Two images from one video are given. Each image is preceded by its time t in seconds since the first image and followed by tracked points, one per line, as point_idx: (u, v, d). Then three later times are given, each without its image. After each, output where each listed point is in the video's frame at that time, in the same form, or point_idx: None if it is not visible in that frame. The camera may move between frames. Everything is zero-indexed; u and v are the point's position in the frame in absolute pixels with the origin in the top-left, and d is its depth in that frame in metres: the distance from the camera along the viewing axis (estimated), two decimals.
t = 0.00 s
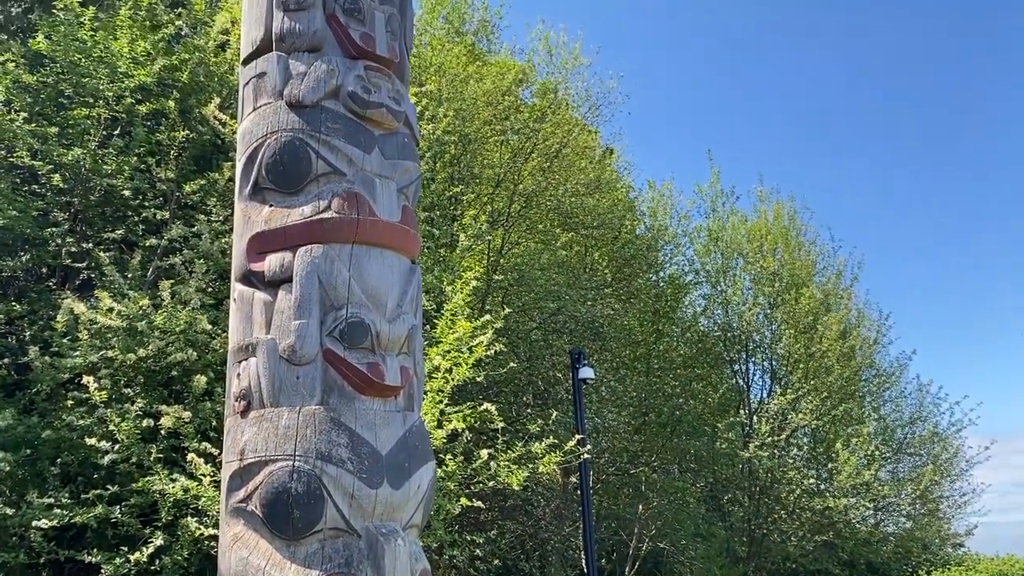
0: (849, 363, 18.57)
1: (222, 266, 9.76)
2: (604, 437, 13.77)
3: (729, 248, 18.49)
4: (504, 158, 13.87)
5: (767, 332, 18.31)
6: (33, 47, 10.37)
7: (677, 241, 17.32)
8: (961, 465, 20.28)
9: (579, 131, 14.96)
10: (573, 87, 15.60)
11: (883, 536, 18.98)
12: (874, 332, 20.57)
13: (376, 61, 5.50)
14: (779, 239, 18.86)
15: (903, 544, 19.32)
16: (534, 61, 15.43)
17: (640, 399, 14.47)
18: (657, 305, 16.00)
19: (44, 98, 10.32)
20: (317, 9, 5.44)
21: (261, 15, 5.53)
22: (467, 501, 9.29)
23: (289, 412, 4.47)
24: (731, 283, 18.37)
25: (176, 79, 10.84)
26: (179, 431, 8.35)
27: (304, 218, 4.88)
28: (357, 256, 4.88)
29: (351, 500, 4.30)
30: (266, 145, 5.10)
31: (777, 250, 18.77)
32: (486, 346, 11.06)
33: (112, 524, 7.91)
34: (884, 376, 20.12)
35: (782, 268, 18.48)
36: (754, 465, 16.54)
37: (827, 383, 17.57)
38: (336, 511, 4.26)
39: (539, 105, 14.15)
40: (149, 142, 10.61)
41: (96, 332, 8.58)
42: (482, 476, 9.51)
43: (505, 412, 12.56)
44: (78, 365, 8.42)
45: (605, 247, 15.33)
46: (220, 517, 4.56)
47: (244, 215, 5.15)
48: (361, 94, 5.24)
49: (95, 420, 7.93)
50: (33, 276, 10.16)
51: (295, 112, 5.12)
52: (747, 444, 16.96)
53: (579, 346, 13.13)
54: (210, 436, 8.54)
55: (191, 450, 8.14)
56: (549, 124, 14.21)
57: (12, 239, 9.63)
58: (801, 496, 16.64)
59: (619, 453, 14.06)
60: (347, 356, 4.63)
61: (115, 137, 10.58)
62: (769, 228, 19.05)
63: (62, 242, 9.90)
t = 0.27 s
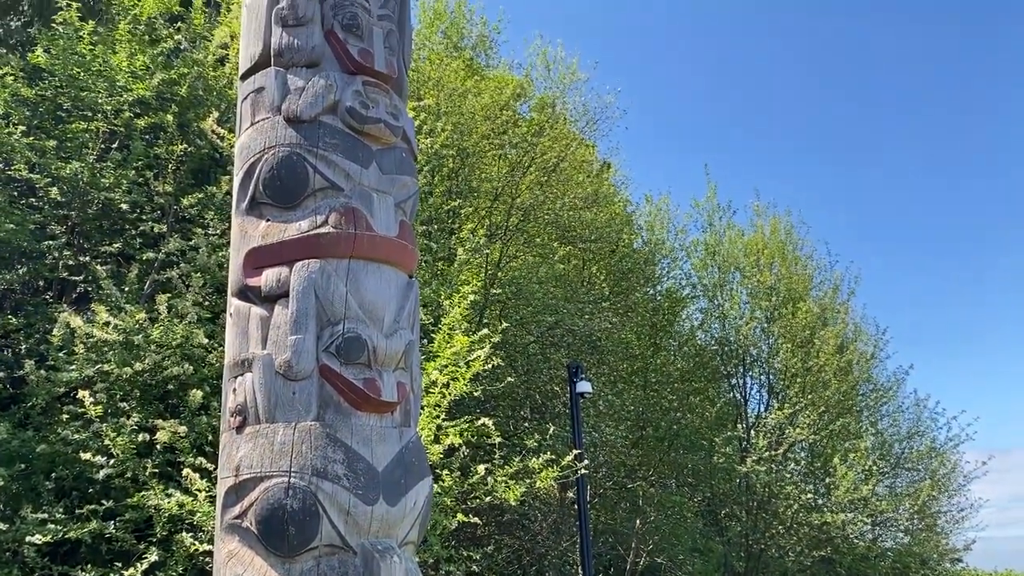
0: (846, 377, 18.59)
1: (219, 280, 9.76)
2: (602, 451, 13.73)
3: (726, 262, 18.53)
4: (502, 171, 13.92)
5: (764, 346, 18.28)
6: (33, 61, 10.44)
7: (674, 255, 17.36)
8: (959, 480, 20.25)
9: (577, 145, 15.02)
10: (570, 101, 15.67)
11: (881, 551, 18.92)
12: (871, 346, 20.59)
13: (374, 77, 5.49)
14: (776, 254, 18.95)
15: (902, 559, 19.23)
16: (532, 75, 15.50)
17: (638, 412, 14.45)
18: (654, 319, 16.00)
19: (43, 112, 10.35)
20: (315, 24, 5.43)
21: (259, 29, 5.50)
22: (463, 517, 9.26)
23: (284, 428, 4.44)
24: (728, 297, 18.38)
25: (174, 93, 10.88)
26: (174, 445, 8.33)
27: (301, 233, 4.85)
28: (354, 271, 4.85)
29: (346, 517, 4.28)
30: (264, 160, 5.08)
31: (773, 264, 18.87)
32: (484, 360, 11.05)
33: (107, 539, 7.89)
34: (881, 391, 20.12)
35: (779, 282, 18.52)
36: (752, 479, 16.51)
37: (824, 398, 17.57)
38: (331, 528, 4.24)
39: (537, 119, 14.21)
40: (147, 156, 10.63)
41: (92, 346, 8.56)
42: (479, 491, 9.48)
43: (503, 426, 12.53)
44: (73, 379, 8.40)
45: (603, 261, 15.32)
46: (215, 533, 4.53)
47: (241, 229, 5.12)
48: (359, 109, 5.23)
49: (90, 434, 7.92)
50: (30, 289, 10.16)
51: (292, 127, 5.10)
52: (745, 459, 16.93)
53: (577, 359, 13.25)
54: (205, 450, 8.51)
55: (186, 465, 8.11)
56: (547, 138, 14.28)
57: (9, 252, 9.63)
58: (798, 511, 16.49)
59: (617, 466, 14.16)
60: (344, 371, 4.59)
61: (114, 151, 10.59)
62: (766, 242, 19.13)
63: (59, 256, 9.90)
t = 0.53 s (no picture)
0: (844, 391, 18.57)
1: (215, 293, 9.75)
2: (599, 466, 13.69)
3: (723, 276, 18.63)
4: (499, 185, 13.98)
5: (761, 360, 18.24)
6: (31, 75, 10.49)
7: (671, 268, 17.39)
8: (956, 495, 20.23)
9: (574, 159, 15.07)
10: (567, 116, 15.74)
11: (879, 566, 18.86)
12: (868, 360, 20.61)
13: (371, 91, 5.47)
14: (773, 267, 19.03)
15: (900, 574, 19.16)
16: (529, 90, 15.57)
17: (635, 427, 14.38)
18: (651, 332, 16.01)
19: (40, 125, 10.38)
20: (312, 39, 5.40)
21: (256, 44, 5.48)
22: (460, 532, 9.21)
23: (279, 443, 4.41)
24: (725, 311, 18.42)
25: (172, 107, 10.91)
26: (169, 460, 8.29)
27: (297, 247, 4.83)
28: (350, 286, 4.82)
29: (341, 533, 4.25)
30: (260, 174, 5.06)
31: (770, 278, 18.95)
32: (481, 373, 11.03)
33: (100, 554, 7.84)
34: (878, 405, 20.12)
35: (775, 296, 18.57)
36: (750, 494, 16.46)
37: (821, 412, 17.55)
38: (326, 544, 4.21)
39: (534, 133, 14.35)
40: (144, 169, 10.64)
41: (87, 360, 8.53)
42: (476, 507, 9.44)
43: (499, 440, 12.50)
44: (68, 393, 8.37)
45: (600, 275, 15.33)
46: (210, 549, 4.50)
47: (237, 242, 5.09)
48: (356, 123, 5.22)
49: (85, 448, 7.88)
50: (25, 302, 10.15)
51: (289, 141, 5.09)
52: (742, 473, 16.89)
53: (575, 373, 13.28)
54: (200, 465, 8.48)
55: (181, 479, 8.07)
56: (544, 152, 14.33)
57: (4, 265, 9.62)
58: (795, 526, 16.42)
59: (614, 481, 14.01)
60: (339, 387, 4.56)
61: (110, 164, 10.60)
62: (762, 256, 19.23)
63: (55, 269, 9.89)
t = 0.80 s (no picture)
0: (841, 405, 18.54)
1: (212, 307, 9.74)
2: (597, 480, 13.78)
3: (720, 289, 18.62)
4: (497, 199, 14.00)
5: (758, 374, 18.25)
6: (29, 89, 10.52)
7: (668, 281, 17.39)
8: (954, 510, 20.21)
9: (571, 173, 15.10)
10: (564, 129, 15.77)
11: None
12: (865, 374, 20.61)
13: (369, 106, 5.47)
14: (769, 281, 19.07)
15: None
16: (526, 104, 15.62)
17: (633, 440, 14.30)
18: (648, 346, 16.00)
19: (38, 139, 10.40)
20: (311, 54, 5.39)
21: (255, 59, 5.48)
22: (457, 547, 9.17)
23: (275, 458, 4.38)
24: (722, 324, 18.43)
25: (170, 121, 10.94)
26: (165, 475, 8.26)
27: (294, 262, 4.81)
28: (347, 300, 4.81)
29: (338, 549, 4.22)
30: (258, 188, 5.05)
31: (767, 292, 18.97)
32: (478, 388, 11.01)
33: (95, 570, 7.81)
34: (876, 419, 20.11)
35: (772, 310, 18.59)
36: (747, 508, 16.41)
37: (818, 426, 17.53)
38: (322, 560, 4.19)
39: (531, 146, 14.34)
40: (142, 183, 10.62)
41: (83, 374, 8.51)
42: (472, 522, 9.41)
43: (496, 454, 12.44)
44: (63, 408, 8.35)
45: (597, 288, 15.42)
46: (205, 565, 4.47)
47: (234, 257, 5.08)
48: (354, 138, 5.22)
49: (80, 463, 7.86)
50: (21, 315, 10.14)
51: (287, 156, 5.08)
52: (740, 487, 16.86)
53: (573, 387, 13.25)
54: (196, 480, 8.45)
55: (177, 494, 8.04)
56: (542, 165, 14.34)
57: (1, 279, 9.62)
58: (794, 541, 16.47)
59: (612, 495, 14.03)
60: (336, 402, 4.54)
61: (108, 178, 10.61)
62: (759, 270, 19.25)
63: (52, 282, 9.89)
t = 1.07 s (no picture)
0: (839, 418, 18.50)
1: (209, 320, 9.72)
2: (594, 494, 13.62)
3: (718, 302, 18.63)
4: (494, 212, 14.01)
5: (756, 387, 18.27)
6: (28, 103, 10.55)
7: (666, 294, 17.43)
8: (953, 523, 20.22)
9: (568, 185, 15.13)
10: (562, 143, 15.83)
11: None
12: (863, 387, 20.61)
13: (368, 121, 5.48)
14: (767, 294, 19.09)
15: None
16: (524, 117, 15.68)
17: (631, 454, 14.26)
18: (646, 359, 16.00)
19: (36, 152, 10.41)
20: (309, 68, 5.39)
21: (253, 73, 5.47)
22: (454, 563, 9.12)
23: (273, 473, 4.36)
24: (720, 337, 18.43)
25: (168, 134, 10.96)
26: (161, 489, 8.23)
27: (292, 276, 4.80)
28: (345, 314, 4.79)
29: (335, 564, 4.20)
30: (256, 202, 5.05)
31: (764, 305, 18.99)
32: (475, 402, 10.98)
33: None
34: (874, 432, 20.07)
35: (770, 323, 18.62)
36: (746, 522, 16.36)
37: (817, 440, 17.49)
38: None
39: (529, 159, 14.34)
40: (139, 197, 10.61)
41: (79, 388, 8.49)
42: (470, 537, 9.36)
43: (494, 468, 12.36)
44: (60, 422, 8.33)
45: (595, 300, 15.37)
46: None
47: (232, 270, 5.06)
48: (352, 152, 5.22)
49: (76, 477, 7.83)
50: (18, 328, 10.12)
51: (286, 170, 5.08)
52: (738, 501, 16.81)
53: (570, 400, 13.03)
54: (193, 494, 8.41)
55: (173, 508, 8.01)
56: (539, 178, 14.35)
57: None
58: (793, 555, 16.24)
59: (610, 508, 13.79)
60: (333, 416, 4.51)
61: (106, 191, 10.61)
62: (757, 282, 19.27)
63: (49, 296, 9.88)
